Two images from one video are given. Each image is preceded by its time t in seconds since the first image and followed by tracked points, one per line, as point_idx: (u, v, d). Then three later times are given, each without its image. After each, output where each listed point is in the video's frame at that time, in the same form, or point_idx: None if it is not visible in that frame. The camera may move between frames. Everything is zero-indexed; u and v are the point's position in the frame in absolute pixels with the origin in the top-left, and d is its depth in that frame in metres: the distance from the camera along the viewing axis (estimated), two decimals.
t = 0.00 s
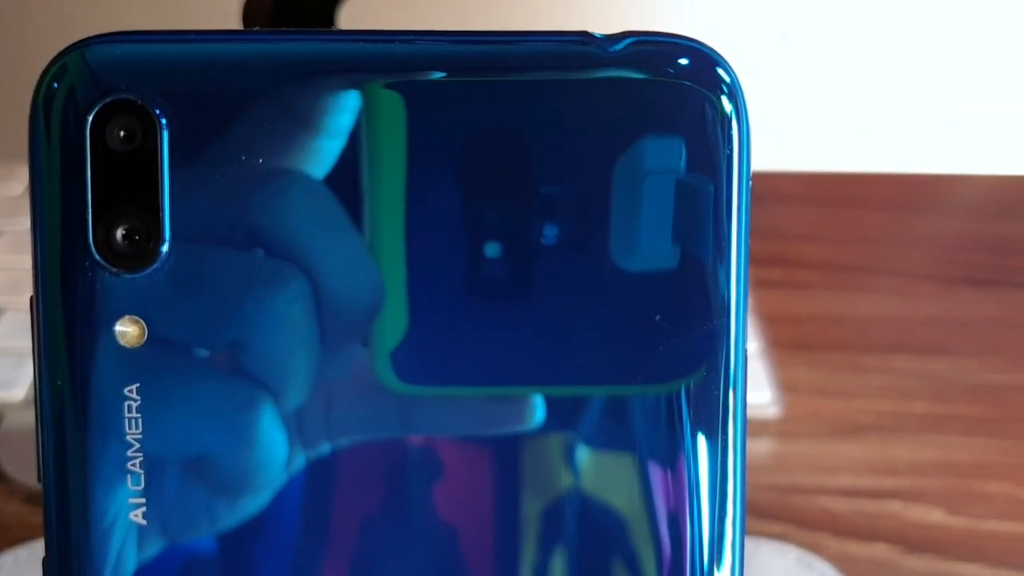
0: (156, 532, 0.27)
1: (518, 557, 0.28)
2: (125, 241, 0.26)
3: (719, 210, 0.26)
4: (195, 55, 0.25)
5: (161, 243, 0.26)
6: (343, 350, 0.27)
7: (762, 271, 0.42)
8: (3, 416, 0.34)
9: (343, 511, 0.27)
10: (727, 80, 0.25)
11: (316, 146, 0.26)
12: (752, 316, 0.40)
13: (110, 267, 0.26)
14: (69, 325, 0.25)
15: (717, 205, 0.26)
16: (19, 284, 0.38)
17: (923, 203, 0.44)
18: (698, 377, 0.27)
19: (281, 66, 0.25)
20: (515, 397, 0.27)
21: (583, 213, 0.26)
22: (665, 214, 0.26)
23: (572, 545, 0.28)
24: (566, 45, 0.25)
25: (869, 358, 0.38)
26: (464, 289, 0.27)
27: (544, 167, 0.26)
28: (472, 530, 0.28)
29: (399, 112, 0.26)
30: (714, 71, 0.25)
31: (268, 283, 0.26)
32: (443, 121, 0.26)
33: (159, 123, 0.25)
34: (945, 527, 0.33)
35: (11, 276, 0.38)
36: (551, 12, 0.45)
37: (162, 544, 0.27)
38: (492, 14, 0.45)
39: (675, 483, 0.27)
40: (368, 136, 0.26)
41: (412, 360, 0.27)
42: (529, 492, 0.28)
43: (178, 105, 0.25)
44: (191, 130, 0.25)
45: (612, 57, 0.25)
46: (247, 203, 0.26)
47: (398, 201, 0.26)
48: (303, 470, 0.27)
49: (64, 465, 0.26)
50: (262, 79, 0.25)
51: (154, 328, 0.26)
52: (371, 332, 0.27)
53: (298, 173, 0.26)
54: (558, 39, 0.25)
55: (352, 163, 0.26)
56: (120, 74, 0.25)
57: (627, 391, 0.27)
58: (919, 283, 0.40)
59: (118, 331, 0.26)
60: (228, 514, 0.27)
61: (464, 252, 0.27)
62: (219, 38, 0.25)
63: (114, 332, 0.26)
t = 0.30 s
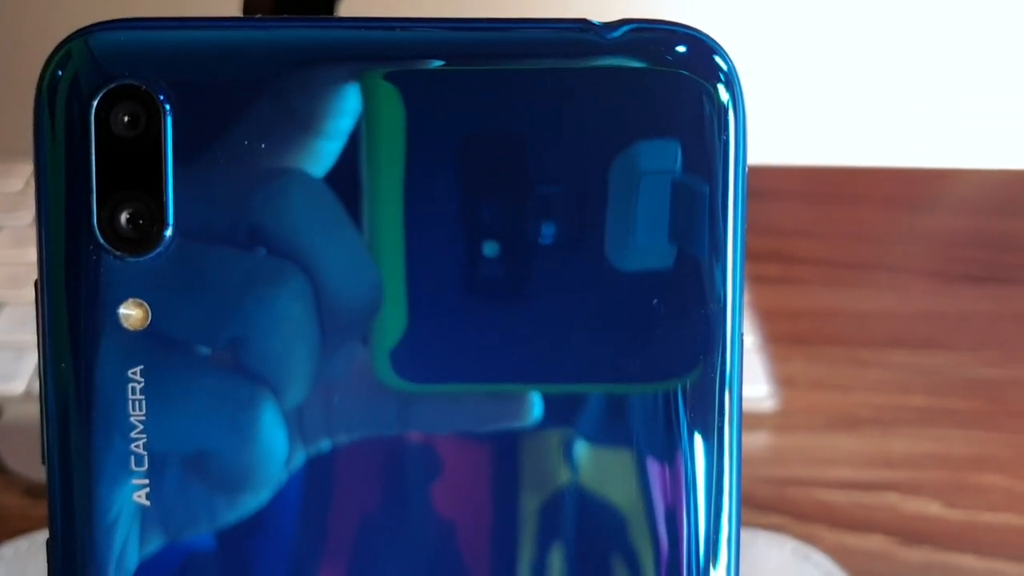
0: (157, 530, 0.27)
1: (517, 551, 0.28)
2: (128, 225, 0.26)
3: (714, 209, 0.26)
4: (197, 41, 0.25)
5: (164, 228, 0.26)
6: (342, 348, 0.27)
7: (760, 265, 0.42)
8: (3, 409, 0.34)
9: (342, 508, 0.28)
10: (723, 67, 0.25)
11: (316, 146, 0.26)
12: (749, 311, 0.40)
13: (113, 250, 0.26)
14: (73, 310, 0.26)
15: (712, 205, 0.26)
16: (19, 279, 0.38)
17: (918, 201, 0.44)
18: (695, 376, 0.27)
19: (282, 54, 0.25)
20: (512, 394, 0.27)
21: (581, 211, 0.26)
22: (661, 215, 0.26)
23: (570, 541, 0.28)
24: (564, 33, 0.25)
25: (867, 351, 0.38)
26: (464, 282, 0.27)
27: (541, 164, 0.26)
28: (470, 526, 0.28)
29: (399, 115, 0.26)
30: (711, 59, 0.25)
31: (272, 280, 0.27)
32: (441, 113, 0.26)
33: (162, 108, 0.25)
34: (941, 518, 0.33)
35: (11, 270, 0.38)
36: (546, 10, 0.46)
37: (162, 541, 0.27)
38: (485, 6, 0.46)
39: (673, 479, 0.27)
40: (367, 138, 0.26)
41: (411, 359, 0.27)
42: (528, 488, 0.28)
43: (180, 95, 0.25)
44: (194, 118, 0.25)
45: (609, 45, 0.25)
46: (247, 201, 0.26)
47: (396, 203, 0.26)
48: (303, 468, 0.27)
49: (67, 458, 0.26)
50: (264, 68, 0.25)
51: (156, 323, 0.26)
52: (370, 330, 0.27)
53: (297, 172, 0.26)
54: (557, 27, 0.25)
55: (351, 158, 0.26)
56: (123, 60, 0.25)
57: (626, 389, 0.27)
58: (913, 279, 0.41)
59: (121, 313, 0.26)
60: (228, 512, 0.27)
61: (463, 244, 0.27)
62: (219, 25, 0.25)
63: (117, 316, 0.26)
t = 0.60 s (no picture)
0: (156, 525, 0.27)
1: (510, 544, 0.28)
2: (121, 204, 0.26)
3: (700, 211, 0.26)
4: (191, 23, 0.25)
5: (157, 206, 0.26)
6: (343, 345, 0.27)
7: (751, 261, 0.42)
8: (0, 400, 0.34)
9: (337, 504, 0.28)
10: (710, 51, 0.25)
11: (315, 145, 0.26)
12: (741, 302, 0.40)
13: (107, 229, 0.26)
14: (66, 293, 0.26)
15: (699, 207, 0.26)
16: (14, 270, 0.38)
17: (913, 194, 0.44)
18: (682, 377, 0.27)
19: (274, 37, 0.25)
20: (505, 390, 0.27)
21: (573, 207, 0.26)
22: (650, 214, 0.26)
23: (563, 536, 0.28)
24: (554, 16, 0.25)
25: (855, 344, 0.38)
26: (457, 273, 0.27)
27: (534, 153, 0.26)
28: (463, 522, 0.28)
29: (399, 118, 0.26)
30: (698, 42, 0.25)
31: (274, 275, 0.27)
32: (434, 101, 0.26)
33: (155, 90, 0.25)
34: (931, 508, 0.34)
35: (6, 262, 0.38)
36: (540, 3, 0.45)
37: (161, 535, 0.27)
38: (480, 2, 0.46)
39: (662, 474, 0.27)
40: (366, 138, 0.26)
41: (411, 355, 0.27)
42: (521, 480, 0.28)
43: (179, 88, 0.25)
44: (192, 113, 0.26)
45: (598, 28, 0.25)
46: (246, 200, 0.26)
47: (396, 203, 0.27)
48: (303, 465, 0.28)
49: (63, 449, 0.27)
50: (263, 62, 0.25)
51: (156, 318, 0.27)
52: (369, 328, 0.27)
53: (298, 171, 0.26)
54: (547, 10, 0.25)
55: (348, 155, 0.26)
56: (118, 41, 0.25)
57: (607, 386, 0.27)
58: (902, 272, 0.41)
59: (115, 292, 0.26)
60: (226, 508, 0.27)
61: (456, 235, 0.27)
62: (216, 7, 0.25)
63: (108, 292, 0.26)
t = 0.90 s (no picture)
0: (159, 520, 0.27)
1: (508, 535, 0.28)
2: (130, 185, 0.26)
3: (698, 210, 0.25)
4: (200, 7, 0.25)
5: (165, 187, 0.26)
6: (343, 342, 0.27)
7: (750, 255, 0.43)
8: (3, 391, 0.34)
9: (336, 498, 0.28)
10: (710, 36, 0.25)
11: (314, 143, 0.26)
12: (740, 296, 0.41)
13: (116, 210, 0.26)
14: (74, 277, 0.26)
15: (697, 204, 0.25)
16: (18, 264, 0.38)
17: (910, 191, 0.46)
18: (682, 377, 0.26)
19: (280, 22, 0.25)
20: (506, 387, 0.27)
21: (571, 202, 0.26)
22: (646, 216, 0.26)
23: (562, 530, 0.27)
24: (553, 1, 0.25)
25: (853, 337, 0.38)
26: (456, 267, 0.27)
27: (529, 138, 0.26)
28: (461, 516, 0.28)
29: (398, 118, 0.26)
30: (698, 26, 0.24)
31: (274, 269, 0.27)
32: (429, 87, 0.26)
33: (165, 73, 0.25)
34: (930, 498, 0.33)
35: (12, 255, 0.39)
36: None
37: (164, 531, 0.27)
38: None
39: (662, 469, 0.27)
40: (364, 138, 0.26)
41: (411, 353, 0.27)
42: (521, 471, 0.28)
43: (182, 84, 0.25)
44: (192, 109, 0.25)
45: (599, 11, 0.25)
46: (245, 196, 0.26)
47: (394, 203, 0.26)
48: (303, 462, 0.27)
49: (71, 443, 0.27)
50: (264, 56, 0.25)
51: (157, 311, 0.26)
52: (369, 325, 0.27)
53: (296, 168, 0.26)
54: None
55: (348, 152, 0.26)
56: (127, 24, 0.25)
57: (603, 381, 0.27)
58: (900, 266, 0.42)
59: (124, 271, 0.26)
60: (228, 503, 0.27)
61: (453, 225, 0.27)
62: None
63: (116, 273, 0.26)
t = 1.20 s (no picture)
0: (159, 518, 0.27)
1: (504, 532, 0.28)
2: (129, 161, 0.25)
3: (688, 211, 0.26)
4: None
5: (163, 164, 0.26)
6: (343, 341, 0.27)
7: (743, 247, 0.43)
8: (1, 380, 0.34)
9: (333, 494, 0.28)
10: (700, 17, 0.25)
11: (314, 141, 0.26)
12: (734, 286, 0.41)
13: (115, 186, 0.25)
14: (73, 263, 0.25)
15: (687, 204, 0.26)
16: (16, 256, 0.39)
17: (902, 185, 0.47)
18: (673, 374, 0.27)
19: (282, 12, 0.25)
20: (504, 383, 0.28)
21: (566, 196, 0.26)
22: (637, 215, 0.26)
23: (558, 523, 0.28)
24: None
25: (844, 327, 0.39)
26: (454, 259, 0.27)
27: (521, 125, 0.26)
28: (456, 508, 0.28)
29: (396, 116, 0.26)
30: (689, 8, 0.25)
31: (272, 267, 0.27)
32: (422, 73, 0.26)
33: (162, 51, 0.25)
34: (922, 486, 0.33)
35: (10, 247, 0.39)
36: None
37: (165, 529, 0.27)
38: None
39: (653, 459, 0.27)
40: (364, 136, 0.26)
41: (410, 349, 0.28)
42: (515, 466, 0.28)
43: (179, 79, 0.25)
44: (189, 105, 0.25)
45: None
46: (244, 194, 0.26)
47: (393, 202, 0.27)
48: (302, 460, 0.27)
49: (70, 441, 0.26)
50: (263, 52, 0.25)
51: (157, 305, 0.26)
52: (370, 324, 0.27)
53: (298, 167, 0.26)
54: None
55: (348, 149, 0.26)
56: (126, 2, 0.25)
57: (601, 379, 0.27)
58: (893, 258, 0.42)
59: (121, 246, 0.26)
60: (229, 500, 0.27)
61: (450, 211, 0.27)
62: None
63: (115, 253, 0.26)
